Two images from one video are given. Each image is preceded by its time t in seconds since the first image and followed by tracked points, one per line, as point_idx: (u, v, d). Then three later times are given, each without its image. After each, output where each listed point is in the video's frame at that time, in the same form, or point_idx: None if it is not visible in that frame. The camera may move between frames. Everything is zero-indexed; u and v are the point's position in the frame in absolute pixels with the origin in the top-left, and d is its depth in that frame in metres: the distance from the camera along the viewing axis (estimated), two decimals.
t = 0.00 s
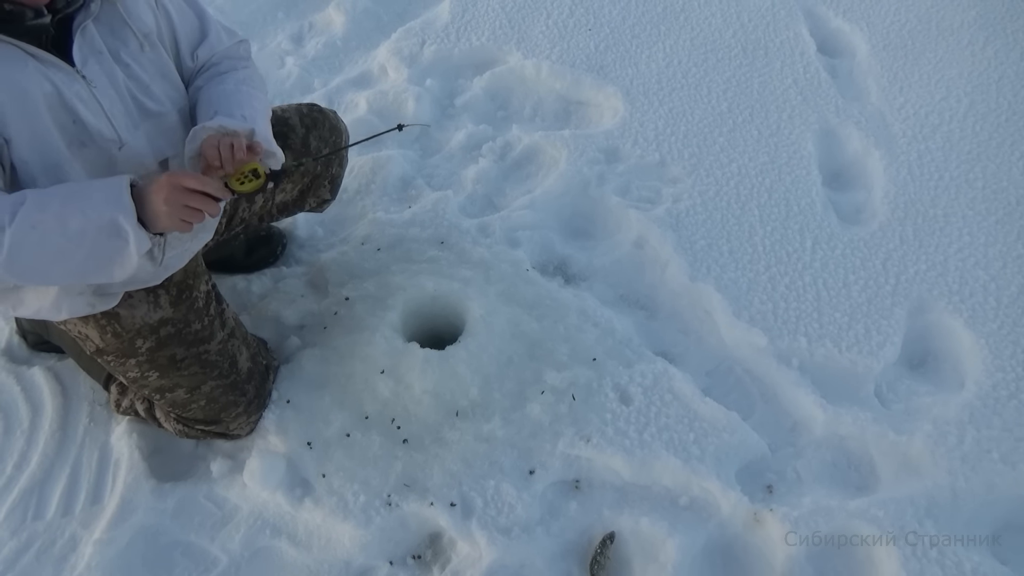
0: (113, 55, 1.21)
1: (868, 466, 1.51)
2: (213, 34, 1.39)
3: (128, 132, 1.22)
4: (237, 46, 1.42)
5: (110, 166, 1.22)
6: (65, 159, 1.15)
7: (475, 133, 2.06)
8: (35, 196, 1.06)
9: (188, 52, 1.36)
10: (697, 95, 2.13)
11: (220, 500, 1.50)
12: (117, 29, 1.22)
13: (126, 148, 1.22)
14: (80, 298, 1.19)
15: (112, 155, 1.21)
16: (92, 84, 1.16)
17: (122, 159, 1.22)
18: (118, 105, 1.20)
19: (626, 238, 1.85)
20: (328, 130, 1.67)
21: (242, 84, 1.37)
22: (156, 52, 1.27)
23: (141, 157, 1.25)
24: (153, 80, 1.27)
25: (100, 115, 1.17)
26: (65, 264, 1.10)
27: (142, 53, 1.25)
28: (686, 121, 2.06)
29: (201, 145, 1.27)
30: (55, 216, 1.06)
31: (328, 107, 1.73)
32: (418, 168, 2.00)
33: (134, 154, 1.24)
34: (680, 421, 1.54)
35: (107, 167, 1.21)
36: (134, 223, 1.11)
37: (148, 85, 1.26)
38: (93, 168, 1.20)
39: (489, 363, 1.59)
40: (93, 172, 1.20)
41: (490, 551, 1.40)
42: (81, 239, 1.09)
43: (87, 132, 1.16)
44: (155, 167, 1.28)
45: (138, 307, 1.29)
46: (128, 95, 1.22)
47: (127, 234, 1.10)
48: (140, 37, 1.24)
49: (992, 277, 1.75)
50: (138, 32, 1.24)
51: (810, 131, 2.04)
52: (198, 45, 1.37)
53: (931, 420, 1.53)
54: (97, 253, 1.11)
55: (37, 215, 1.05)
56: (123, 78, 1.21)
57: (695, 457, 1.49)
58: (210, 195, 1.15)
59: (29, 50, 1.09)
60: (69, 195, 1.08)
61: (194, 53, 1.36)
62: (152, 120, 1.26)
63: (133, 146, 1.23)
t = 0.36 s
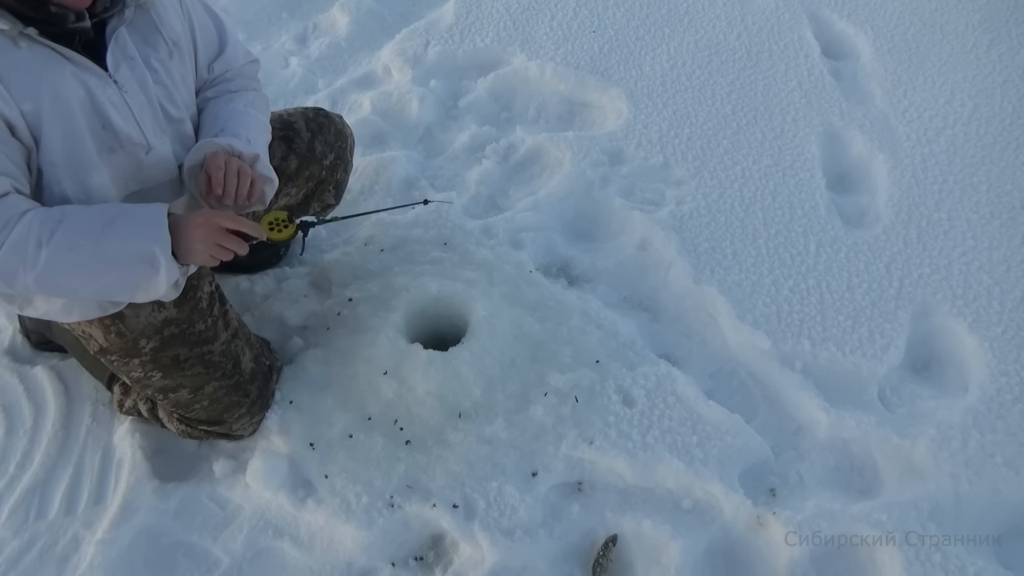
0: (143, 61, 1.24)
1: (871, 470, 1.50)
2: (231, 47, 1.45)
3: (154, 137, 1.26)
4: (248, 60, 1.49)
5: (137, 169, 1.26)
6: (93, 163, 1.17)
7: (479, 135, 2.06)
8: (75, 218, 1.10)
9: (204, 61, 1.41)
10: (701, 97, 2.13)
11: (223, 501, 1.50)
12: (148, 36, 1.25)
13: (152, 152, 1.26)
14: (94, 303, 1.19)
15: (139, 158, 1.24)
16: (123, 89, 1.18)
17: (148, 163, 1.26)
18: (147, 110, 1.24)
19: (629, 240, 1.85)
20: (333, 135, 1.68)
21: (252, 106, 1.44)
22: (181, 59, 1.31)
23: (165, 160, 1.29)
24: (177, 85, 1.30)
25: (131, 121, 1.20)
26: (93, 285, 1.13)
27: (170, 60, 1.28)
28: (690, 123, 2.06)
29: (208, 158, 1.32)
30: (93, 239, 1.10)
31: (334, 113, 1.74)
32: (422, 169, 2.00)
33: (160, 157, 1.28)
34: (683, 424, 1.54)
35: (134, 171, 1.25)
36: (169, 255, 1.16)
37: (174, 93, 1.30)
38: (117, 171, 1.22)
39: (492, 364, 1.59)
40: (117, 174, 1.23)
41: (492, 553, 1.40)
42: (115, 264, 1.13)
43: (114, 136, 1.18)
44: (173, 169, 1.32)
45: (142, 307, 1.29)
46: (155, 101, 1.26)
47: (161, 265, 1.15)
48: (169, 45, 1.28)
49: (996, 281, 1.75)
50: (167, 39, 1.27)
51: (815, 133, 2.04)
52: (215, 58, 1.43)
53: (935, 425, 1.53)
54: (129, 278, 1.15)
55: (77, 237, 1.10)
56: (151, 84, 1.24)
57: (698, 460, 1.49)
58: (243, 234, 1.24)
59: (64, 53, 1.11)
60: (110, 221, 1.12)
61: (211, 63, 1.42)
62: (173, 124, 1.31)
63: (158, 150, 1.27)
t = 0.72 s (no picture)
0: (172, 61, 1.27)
1: (872, 471, 1.50)
2: (244, 46, 1.48)
3: (180, 136, 1.29)
4: (257, 59, 1.52)
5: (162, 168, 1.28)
6: (122, 163, 1.20)
7: (480, 134, 2.06)
8: (116, 237, 1.17)
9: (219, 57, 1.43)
10: (702, 97, 2.13)
11: (222, 499, 1.50)
12: (177, 36, 1.28)
13: (178, 152, 1.29)
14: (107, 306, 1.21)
15: (166, 159, 1.27)
16: (154, 90, 1.21)
17: (174, 163, 1.29)
18: (174, 111, 1.27)
19: (630, 240, 1.85)
20: (329, 129, 1.68)
21: (261, 103, 1.46)
22: (204, 59, 1.35)
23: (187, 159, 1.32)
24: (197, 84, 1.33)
25: (160, 121, 1.23)
26: (122, 300, 1.19)
27: (194, 60, 1.32)
28: (691, 123, 2.06)
29: (218, 151, 1.35)
30: (131, 259, 1.17)
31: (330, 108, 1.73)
32: (423, 168, 2.00)
33: (183, 155, 1.31)
34: (683, 424, 1.54)
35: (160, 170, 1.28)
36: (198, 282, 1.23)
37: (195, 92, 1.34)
38: (144, 172, 1.25)
39: (493, 363, 1.59)
40: (143, 175, 1.25)
41: (492, 552, 1.40)
42: (147, 283, 1.19)
43: (144, 136, 1.21)
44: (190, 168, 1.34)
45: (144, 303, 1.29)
46: (180, 101, 1.29)
47: (189, 289, 1.22)
48: (193, 45, 1.31)
49: (998, 282, 1.75)
50: (193, 40, 1.31)
51: (816, 133, 2.04)
52: (229, 56, 1.45)
53: (936, 426, 1.52)
54: (158, 297, 1.21)
55: (115, 256, 1.16)
56: (178, 83, 1.28)
57: (699, 460, 1.49)
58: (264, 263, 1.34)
59: (102, 56, 1.13)
60: (147, 243, 1.19)
61: (226, 60, 1.44)
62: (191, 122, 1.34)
63: (183, 150, 1.30)
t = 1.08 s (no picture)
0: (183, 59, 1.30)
1: (870, 470, 1.50)
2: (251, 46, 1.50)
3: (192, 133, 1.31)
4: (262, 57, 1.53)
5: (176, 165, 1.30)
6: (139, 160, 1.21)
7: (480, 132, 2.06)
8: (142, 247, 1.19)
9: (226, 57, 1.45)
10: (702, 95, 2.13)
11: (221, 497, 1.50)
12: (189, 35, 1.30)
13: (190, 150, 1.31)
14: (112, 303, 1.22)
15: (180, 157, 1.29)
16: (168, 88, 1.24)
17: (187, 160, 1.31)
18: (187, 109, 1.29)
19: (629, 238, 1.85)
20: (329, 126, 1.68)
21: (266, 102, 1.48)
22: (213, 56, 1.37)
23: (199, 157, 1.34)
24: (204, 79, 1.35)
25: (175, 119, 1.25)
26: (138, 307, 1.21)
27: (204, 59, 1.34)
28: (691, 121, 2.06)
29: (224, 152, 1.35)
30: (155, 271, 1.20)
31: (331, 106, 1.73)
32: (423, 166, 2.00)
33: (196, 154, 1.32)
34: (683, 422, 1.54)
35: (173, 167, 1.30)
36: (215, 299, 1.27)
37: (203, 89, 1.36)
38: (159, 170, 1.26)
39: (493, 361, 1.59)
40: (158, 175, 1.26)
41: (491, 549, 1.40)
42: (168, 295, 1.22)
43: (160, 134, 1.23)
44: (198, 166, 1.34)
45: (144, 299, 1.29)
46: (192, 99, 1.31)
47: (206, 305, 1.26)
48: (203, 43, 1.33)
49: (997, 281, 1.75)
50: (204, 39, 1.33)
51: (815, 132, 2.04)
52: (233, 53, 1.46)
53: (934, 424, 1.53)
54: (174, 309, 1.24)
55: (140, 266, 1.18)
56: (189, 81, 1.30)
57: (698, 458, 1.49)
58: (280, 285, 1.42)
59: (121, 56, 1.15)
60: (172, 258, 1.21)
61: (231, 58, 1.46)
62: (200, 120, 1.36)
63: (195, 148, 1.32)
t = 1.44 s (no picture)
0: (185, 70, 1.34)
1: (865, 496, 1.51)
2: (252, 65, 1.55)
3: (195, 141, 1.34)
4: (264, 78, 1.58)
5: (177, 172, 1.34)
6: (140, 161, 1.26)
7: (479, 156, 2.08)
8: (149, 230, 1.21)
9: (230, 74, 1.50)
10: (699, 122, 2.16)
11: (216, 517, 1.50)
12: (191, 46, 1.35)
13: (192, 156, 1.34)
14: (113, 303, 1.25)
15: (180, 162, 1.33)
16: (171, 96, 1.28)
17: (188, 166, 1.34)
18: (189, 117, 1.33)
19: (626, 262, 1.86)
20: (332, 151, 1.72)
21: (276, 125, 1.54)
22: (215, 69, 1.42)
23: (200, 164, 1.37)
24: (212, 96, 1.41)
25: (176, 124, 1.29)
26: (148, 293, 1.22)
27: (206, 71, 1.39)
28: (688, 147, 2.09)
29: (247, 179, 1.43)
30: (164, 250, 1.22)
31: (335, 133, 1.77)
32: (422, 189, 2.02)
33: (196, 161, 1.36)
34: (678, 446, 1.55)
35: (174, 173, 1.34)
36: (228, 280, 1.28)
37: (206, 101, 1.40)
38: (157, 174, 1.30)
39: (490, 383, 1.60)
40: (156, 177, 1.30)
41: (486, 572, 1.40)
42: (179, 277, 1.23)
43: (161, 139, 1.27)
44: (200, 177, 1.40)
45: (144, 319, 1.31)
46: (195, 109, 1.35)
47: (218, 285, 1.27)
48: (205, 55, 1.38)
49: (990, 308, 1.76)
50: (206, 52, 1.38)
51: (811, 160, 2.07)
52: (238, 71, 1.53)
53: (928, 450, 1.53)
54: (185, 292, 1.25)
55: (149, 246, 1.20)
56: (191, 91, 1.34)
57: (693, 483, 1.49)
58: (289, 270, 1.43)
59: (121, 60, 1.19)
60: (181, 237, 1.24)
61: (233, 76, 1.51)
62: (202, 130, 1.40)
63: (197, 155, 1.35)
